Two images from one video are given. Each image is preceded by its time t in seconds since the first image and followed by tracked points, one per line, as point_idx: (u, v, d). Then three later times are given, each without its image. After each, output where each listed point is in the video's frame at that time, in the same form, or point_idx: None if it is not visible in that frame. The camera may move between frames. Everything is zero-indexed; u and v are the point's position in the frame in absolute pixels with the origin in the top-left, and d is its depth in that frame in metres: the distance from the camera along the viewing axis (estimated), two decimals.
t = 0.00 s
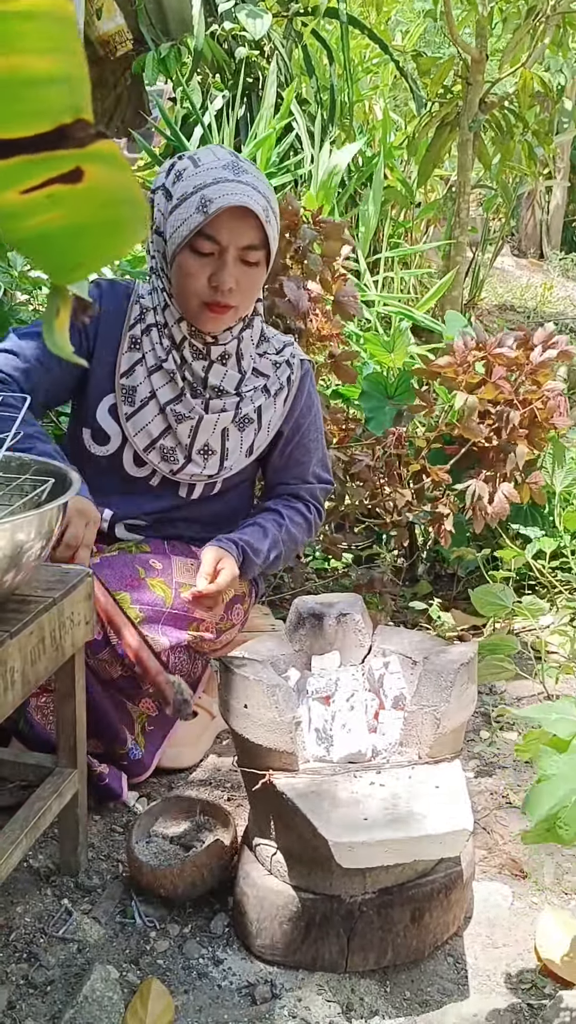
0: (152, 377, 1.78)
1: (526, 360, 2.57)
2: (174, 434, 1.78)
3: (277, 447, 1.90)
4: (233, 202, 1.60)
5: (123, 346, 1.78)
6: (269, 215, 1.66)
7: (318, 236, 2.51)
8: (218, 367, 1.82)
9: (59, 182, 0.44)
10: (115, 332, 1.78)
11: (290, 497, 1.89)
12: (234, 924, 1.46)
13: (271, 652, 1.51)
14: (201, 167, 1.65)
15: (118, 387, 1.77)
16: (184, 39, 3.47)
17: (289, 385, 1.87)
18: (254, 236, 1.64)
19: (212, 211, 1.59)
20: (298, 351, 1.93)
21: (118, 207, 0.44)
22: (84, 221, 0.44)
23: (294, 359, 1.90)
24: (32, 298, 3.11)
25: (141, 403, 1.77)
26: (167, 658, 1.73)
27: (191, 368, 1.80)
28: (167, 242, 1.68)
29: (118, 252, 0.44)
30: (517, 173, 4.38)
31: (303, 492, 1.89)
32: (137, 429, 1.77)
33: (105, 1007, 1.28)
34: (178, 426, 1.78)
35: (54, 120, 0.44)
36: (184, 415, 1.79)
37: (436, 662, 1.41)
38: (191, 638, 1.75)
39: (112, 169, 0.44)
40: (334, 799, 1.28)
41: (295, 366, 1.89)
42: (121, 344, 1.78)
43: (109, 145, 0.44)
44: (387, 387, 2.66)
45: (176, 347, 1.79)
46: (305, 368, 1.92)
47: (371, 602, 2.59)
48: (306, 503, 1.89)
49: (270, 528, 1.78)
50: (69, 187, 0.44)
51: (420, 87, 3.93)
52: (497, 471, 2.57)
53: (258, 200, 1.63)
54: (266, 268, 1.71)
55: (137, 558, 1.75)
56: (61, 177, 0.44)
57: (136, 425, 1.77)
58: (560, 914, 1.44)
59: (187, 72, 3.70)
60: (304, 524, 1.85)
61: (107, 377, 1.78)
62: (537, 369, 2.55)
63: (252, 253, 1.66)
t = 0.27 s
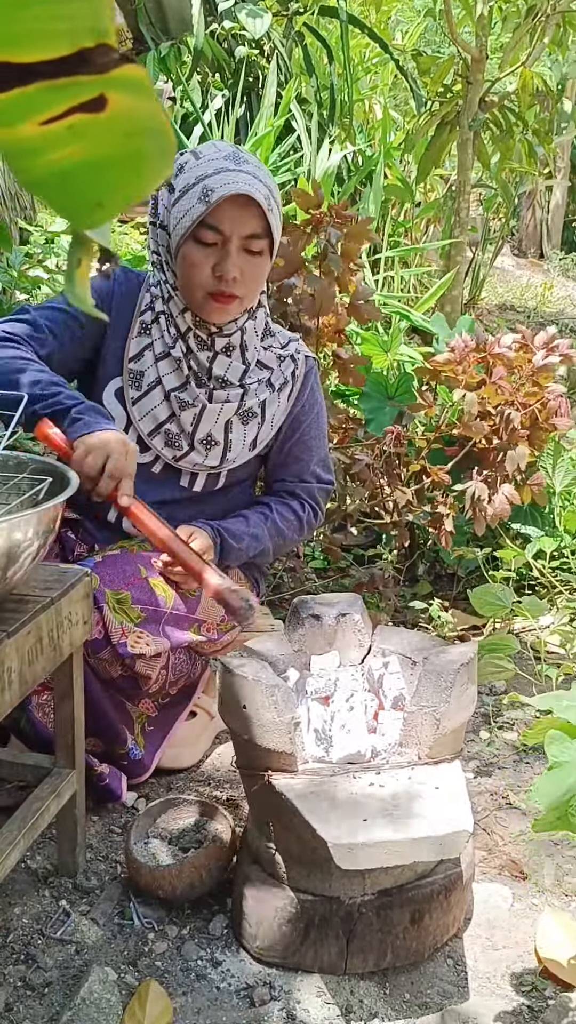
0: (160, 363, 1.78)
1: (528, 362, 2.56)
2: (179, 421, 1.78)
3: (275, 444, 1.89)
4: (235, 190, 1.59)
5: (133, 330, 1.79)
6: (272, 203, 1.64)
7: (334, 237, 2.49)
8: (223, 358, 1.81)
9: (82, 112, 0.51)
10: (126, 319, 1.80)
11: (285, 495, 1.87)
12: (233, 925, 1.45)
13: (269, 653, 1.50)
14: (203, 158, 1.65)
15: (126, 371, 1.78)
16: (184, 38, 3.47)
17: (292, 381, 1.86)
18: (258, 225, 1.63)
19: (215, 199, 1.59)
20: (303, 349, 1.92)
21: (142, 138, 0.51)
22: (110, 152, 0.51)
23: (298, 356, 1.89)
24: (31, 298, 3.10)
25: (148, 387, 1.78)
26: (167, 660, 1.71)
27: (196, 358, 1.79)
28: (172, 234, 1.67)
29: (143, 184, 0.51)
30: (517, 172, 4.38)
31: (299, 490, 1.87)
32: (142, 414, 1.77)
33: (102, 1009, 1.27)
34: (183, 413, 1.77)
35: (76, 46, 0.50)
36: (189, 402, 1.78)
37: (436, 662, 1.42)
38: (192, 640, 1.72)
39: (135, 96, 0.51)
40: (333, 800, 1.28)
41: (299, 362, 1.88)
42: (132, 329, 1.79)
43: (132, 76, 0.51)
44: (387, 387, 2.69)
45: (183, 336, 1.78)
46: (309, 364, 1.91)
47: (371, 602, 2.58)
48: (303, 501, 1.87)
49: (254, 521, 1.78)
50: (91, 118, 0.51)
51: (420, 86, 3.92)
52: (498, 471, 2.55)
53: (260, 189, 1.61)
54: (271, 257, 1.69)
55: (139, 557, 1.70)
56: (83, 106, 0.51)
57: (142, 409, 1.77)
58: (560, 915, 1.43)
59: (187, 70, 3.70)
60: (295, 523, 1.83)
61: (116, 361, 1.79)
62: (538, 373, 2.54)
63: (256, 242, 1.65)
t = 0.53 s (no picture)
0: (168, 363, 1.78)
1: (527, 360, 2.56)
2: (191, 419, 1.79)
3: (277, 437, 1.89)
4: (224, 178, 1.59)
5: (141, 333, 1.78)
6: (261, 190, 1.65)
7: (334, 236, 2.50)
8: (227, 352, 1.83)
9: (84, 72, 0.41)
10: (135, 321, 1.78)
11: (287, 487, 1.87)
12: (233, 926, 1.45)
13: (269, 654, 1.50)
14: (189, 148, 1.66)
15: (137, 374, 1.77)
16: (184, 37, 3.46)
17: (295, 370, 1.87)
18: (249, 212, 1.64)
19: (204, 188, 1.60)
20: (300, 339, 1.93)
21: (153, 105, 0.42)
22: (115, 116, 0.41)
23: (297, 346, 1.90)
24: (31, 297, 3.10)
25: (159, 389, 1.77)
26: (171, 661, 1.71)
27: (203, 355, 1.80)
28: (164, 229, 1.68)
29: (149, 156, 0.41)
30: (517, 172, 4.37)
31: (300, 480, 1.86)
32: (156, 417, 1.77)
33: (101, 1009, 1.27)
34: (196, 412, 1.79)
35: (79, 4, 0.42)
36: (199, 400, 1.79)
37: (435, 661, 1.42)
38: (196, 640, 1.73)
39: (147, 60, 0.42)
40: (334, 799, 1.27)
41: (300, 351, 1.89)
42: (139, 330, 1.77)
43: (138, 30, 0.42)
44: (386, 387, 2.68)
45: (188, 333, 1.78)
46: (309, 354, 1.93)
47: (371, 602, 2.58)
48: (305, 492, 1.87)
49: (257, 516, 1.77)
50: (95, 79, 0.41)
51: (420, 86, 3.92)
52: (499, 471, 2.54)
53: (248, 175, 1.62)
54: (264, 245, 1.70)
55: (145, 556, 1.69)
56: (88, 65, 0.42)
57: (155, 411, 1.77)
58: (561, 915, 1.43)
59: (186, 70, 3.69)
60: (298, 514, 1.82)
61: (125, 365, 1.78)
62: (538, 368, 2.53)
63: (249, 230, 1.66)
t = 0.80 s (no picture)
0: (162, 362, 1.78)
1: (526, 357, 2.55)
2: (189, 418, 1.78)
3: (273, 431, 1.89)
4: (202, 170, 1.62)
5: (133, 334, 1.78)
6: (241, 181, 1.68)
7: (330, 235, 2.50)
8: (221, 349, 1.83)
9: (42, 99, 0.36)
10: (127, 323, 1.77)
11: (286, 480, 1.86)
12: (231, 926, 1.44)
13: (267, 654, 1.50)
14: (168, 146, 1.69)
15: (132, 376, 1.78)
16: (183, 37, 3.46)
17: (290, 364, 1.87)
18: (229, 203, 1.66)
19: (183, 182, 1.62)
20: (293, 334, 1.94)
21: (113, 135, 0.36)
22: (77, 146, 0.36)
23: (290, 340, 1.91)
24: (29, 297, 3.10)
25: (155, 390, 1.77)
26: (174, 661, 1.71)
27: (197, 353, 1.80)
28: (148, 228, 1.70)
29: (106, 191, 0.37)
30: (516, 172, 4.38)
31: (298, 473, 1.86)
32: (153, 417, 1.78)
33: (99, 1010, 1.27)
34: (192, 410, 1.78)
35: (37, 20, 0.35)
36: (196, 398, 1.79)
37: (435, 662, 1.41)
38: (199, 641, 1.72)
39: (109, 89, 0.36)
40: (332, 799, 1.27)
41: (293, 345, 1.90)
42: (132, 332, 1.77)
43: (100, 56, 0.36)
44: (386, 388, 2.70)
45: (181, 332, 1.78)
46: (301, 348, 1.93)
47: (369, 602, 2.58)
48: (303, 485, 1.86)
49: (256, 511, 1.76)
50: (55, 107, 0.36)
51: (419, 86, 3.92)
52: (499, 470, 2.55)
53: (227, 167, 1.65)
54: (247, 237, 1.72)
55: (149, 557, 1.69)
56: (45, 90, 0.36)
57: (151, 411, 1.77)
58: (560, 915, 1.43)
59: (185, 70, 3.69)
60: (297, 508, 1.82)
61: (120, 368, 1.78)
62: (537, 367, 2.53)
63: (230, 222, 1.68)
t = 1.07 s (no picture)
0: (149, 367, 1.77)
1: (515, 354, 2.55)
2: (179, 423, 1.76)
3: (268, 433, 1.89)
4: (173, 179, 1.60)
5: (114, 342, 1.77)
6: (216, 187, 1.64)
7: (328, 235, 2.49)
8: (210, 351, 1.80)
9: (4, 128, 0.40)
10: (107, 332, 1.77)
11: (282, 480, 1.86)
12: (228, 928, 1.44)
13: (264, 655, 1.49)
14: (146, 153, 1.67)
15: (118, 383, 1.77)
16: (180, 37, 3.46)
17: (282, 365, 1.85)
18: (203, 211, 1.64)
19: (155, 191, 1.61)
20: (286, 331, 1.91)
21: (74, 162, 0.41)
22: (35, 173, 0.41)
23: (283, 338, 1.88)
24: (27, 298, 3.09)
25: (143, 396, 1.76)
26: (171, 661, 1.70)
27: (184, 356, 1.79)
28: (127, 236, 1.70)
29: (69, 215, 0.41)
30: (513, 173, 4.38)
31: (293, 473, 1.85)
32: (142, 424, 1.75)
33: (97, 1012, 1.26)
34: (183, 414, 1.76)
35: None
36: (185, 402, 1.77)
37: (431, 662, 1.39)
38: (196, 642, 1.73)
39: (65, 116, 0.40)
40: (329, 800, 1.27)
41: (286, 344, 1.88)
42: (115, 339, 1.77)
43: (61, 89, 0.40)
44: (385, 387, 2.67)
45: (168, 336, 1.77)
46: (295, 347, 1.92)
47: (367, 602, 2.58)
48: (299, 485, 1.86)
49: (248, 506, 1.78)
50: (16, 134, 0.40)
51: (417, 86, 3.92)
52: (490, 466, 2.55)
53: (199, 174, 1.62)
54: (227, 243, 1.69)
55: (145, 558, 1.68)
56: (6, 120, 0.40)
57: (140, 418, 1.75)
58: (558, 916, 1.43)
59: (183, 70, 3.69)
60: (291, 506, 1.82)
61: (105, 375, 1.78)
62: (526, 363, 2.53)
63: (206, 229, 1.65)
